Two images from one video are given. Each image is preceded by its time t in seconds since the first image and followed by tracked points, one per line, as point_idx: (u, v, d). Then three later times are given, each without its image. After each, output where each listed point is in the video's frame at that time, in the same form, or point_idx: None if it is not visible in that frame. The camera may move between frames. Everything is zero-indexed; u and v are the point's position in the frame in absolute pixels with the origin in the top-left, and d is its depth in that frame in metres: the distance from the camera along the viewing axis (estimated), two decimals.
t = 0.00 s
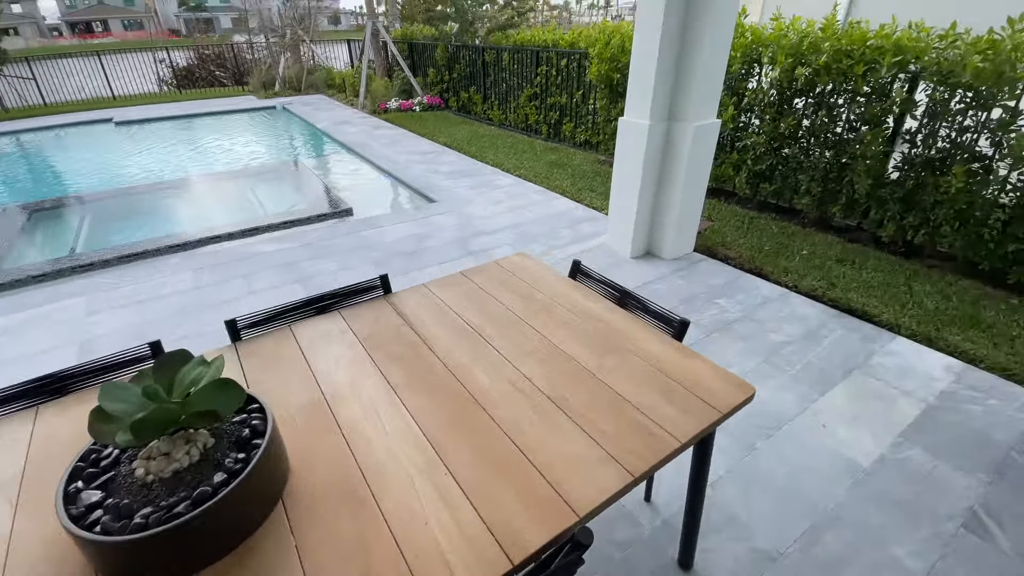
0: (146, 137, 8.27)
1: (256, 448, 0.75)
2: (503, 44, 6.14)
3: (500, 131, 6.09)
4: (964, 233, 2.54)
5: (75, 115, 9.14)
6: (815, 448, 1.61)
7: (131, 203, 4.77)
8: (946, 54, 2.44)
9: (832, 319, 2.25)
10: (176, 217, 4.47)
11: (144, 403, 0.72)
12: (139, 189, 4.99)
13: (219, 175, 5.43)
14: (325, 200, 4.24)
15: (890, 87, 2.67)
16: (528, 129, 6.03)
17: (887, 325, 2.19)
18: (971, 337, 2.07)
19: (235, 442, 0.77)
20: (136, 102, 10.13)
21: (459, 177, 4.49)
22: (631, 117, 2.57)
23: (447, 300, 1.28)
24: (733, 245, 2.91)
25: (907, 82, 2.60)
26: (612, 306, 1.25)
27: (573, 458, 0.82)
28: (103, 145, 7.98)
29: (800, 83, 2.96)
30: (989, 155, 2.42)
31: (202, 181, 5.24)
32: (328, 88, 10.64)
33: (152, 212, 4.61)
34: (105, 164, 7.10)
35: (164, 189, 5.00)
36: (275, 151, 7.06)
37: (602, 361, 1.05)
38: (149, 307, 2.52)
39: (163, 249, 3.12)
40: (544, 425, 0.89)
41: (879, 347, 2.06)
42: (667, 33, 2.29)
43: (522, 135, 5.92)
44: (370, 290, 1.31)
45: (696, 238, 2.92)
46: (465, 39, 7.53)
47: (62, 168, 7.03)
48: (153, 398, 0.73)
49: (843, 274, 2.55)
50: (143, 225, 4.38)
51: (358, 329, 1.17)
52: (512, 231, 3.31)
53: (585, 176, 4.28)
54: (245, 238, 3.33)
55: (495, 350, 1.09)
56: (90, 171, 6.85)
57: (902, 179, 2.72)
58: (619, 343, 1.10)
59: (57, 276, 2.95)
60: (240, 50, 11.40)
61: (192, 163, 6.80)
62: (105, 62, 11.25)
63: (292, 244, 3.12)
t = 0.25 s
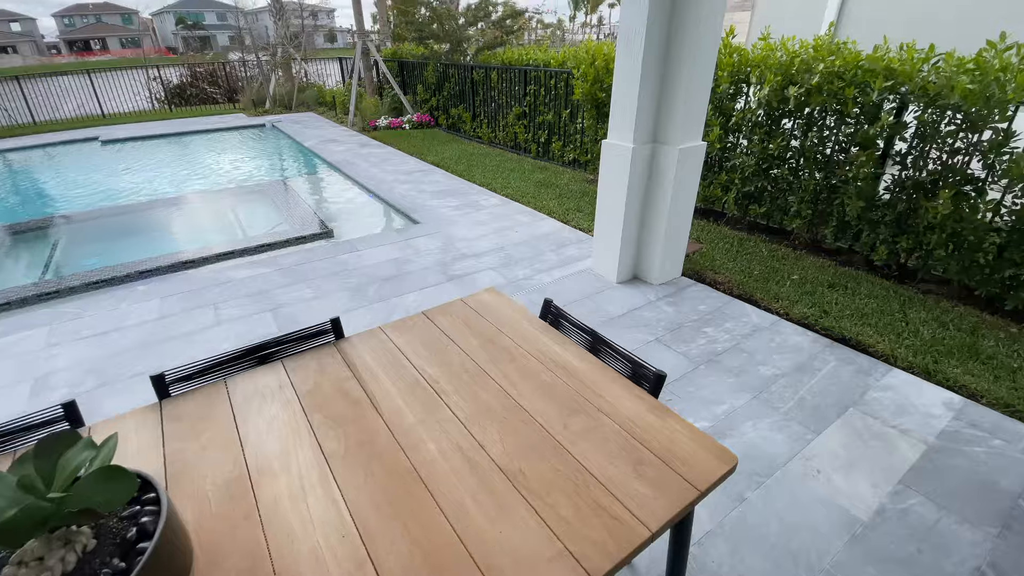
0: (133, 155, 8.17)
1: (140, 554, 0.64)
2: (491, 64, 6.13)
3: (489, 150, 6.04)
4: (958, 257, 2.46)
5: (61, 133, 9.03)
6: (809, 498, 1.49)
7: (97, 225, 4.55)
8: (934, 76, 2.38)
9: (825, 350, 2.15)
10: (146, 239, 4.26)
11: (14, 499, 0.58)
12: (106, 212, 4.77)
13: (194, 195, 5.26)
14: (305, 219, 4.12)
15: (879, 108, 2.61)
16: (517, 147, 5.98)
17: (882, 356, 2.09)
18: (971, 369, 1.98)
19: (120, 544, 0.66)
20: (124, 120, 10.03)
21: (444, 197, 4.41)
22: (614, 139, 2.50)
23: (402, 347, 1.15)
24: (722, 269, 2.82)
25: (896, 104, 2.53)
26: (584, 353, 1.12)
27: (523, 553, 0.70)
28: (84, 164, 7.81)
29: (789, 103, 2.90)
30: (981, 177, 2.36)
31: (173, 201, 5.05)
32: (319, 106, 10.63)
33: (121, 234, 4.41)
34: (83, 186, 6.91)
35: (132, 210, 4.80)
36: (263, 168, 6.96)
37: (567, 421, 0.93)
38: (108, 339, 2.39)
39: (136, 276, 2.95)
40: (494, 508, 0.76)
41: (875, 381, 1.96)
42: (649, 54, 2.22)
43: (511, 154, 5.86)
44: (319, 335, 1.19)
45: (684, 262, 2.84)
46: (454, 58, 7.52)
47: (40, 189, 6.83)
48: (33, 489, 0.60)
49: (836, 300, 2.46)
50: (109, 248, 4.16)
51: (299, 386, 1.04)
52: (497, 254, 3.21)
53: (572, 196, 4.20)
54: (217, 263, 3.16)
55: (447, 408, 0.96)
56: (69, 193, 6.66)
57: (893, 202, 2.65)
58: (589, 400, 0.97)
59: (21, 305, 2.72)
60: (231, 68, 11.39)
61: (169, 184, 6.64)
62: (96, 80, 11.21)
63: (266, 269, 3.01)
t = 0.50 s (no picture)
0: (136, 171, 8.21)
1: None
2: (490, 83, 6.13)
3: (487, 168, 6.00)
4: (967, 286, 2.34)
5: (65, 149, 9.11)
6: (808, 555, 1.36)
7: (82, 244, 4.43)
8: (940, 96, 2.28)
9: (826, 385, 2.02)
10: (132, 257, 4.16)
11: None
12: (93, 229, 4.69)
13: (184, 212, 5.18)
14: (295, 236, 4.03)
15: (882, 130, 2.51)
16: (516, 165, 5.93)
17: (887, 393, 1.96)
18: (983, 409, 1.84)
19: None
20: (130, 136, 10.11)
21: (438, 216, 4.34)
22: (605, 161, 2.41)
23: (352, 395, 1.04)
24: (719, 295, 2.71)
25: (900, 125, 2.43)
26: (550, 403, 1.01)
27: None
28: (86, 180, 7.80)
29: (788, 124, 2.82)
30: (990, 202, 2.25)
31: (161, 217, 4.94)
32: (321, 123, 10.70)
33: (107, 252, 4.30)
34: (82, 202, 6.89)
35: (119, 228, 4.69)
36: (263, 185, 6.95)
37: (520, 490, 0.81)
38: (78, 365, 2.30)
39: (116, 296, 2.85)
40: None
41: (880, 420, 1.83)
42: (639, 74, 2.14)
43: (509, 172, 5.81)
44: (265, 380, 1.10)
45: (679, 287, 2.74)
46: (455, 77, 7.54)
47: (39, 205, 6.82)
48: None
49: (838, 330, 2.34)
50: (93, 268, 4.03)
51: (233, 442, 0.95)
52: (488, 276, 3.11)
53: (568, 216, 4.11)
54: (199, 284, 3.08)
55: (388, 471, 0.85)
56: (68, 210, 6.62)
57: (897, 226, 2.53)
58: (548, 462, 0.86)
59: None
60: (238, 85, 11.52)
61: (166, 201, 6.59)
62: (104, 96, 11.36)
63: (250, 291, 2.93)
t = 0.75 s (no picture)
0: (155, 184, 8.40)
1: None
2: (500, 100, 6.11)
3: (496, 185, 5.95)
4: (995, 318, 2.16)
5: (90, 162, 9.39)
6: None
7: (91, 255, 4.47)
8: (964, 114, 2.13)
9: (838, 425, 1.86)
10: (137, 270, 4.18)
11: None
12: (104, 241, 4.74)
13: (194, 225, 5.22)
14: (299, 252, 4.02)
15: (901, 150, 2.36)
16: (525, 183, 5.86)
17: (906, 436, 1.80)
18: (1014, 458, 1.66)
19: None
20: (153, 151, 10.39)
21: (441, 234, 4.28)
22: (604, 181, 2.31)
23: (291, 441, 0.95)
24: (726, 322, 2.57)
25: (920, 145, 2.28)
26: (505, 456, 0.90)
27: None
28: (106, 192, 7.98)
29: (799, 144, 2.69)
30: (1020, 229, 2.07)
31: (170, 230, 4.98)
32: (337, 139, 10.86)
33: (114, 263, 4.34)
34: (100, 213, 7.04)
35: (125, 241, 4.70)
36: (275, 200, 7.03)
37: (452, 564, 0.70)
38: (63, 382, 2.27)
39: (110, 311, 2.84)
40: None
41: (896, 468, 1.66)
42: (637, 91, 2.05)
43: (518, 189, 5.74)
44: (203, 420, 1.02)
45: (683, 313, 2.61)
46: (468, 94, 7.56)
47: (60, 216, 6.99)
48: None
49: (853, 363, 2.18)
50: (98, 280, 4.05)
51: (152, 493, 0.86)
52: (484, 297, 3.01)
53: (573, 235, 4.01)
54: (197, 300, 3.06)
55: (308, 534, 0.75)
56: (87, 221, 6.77)
57: (918, 253, 2.36)
58: (490, 529, 0.75)
59: None
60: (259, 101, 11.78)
61: (181, 214, 6.69)
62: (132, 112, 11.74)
63: (242, 309, 2.89)
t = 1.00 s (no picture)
0: (183, 196, 8.66)
1: None
2: (516, 118, 6.09)
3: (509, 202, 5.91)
4: None
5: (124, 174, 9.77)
6: None
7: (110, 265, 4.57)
8: (994, 138, 1.97)
9: (852, 474, 1.70)
10: (153, 281, 4.24)
11: None
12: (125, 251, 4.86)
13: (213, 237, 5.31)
14: (309, 267, 4.03)
15: (925, 175, 2.21)
16: (538, 200, 5.80)
17: (928, 490, 1.63)
18: None
19: None
20: (184, 164, 10.75)
21: (450, 251, 4.24)
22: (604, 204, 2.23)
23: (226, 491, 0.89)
24: (736, 354, 2.43)
25: (947, 170, 2.13)
26: (446, 519, 0.82)
27: None
28: (136, 203, 8.25)
29: (815, 167, 2.56)
30: None
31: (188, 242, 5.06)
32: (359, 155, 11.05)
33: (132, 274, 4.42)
34: (129, 224, 7.27)
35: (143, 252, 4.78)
36: (295, 213, 7.15)
37: None
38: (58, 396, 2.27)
39: (114, 324, 2.87)
40: None
41: (916, 528, 1.50)
42: (637, 113, 1.96)
43: (531, 207, 5.68)
44: (139, 462, 0.95)
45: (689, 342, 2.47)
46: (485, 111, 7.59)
47: (91, 225, 7.24)
48: None
49: (873, 405, 2.01)
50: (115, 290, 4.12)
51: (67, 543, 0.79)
52: (485, 319, 2.93)
53: (582, 256, 3.91)
54: (200, 315, 3.07)
55: None
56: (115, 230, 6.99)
57: (945, 285, 2.19)
58: None
59: None
60: (287, 117, 12.04)
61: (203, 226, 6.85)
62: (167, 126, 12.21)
63: (243, 326, 2.88)
